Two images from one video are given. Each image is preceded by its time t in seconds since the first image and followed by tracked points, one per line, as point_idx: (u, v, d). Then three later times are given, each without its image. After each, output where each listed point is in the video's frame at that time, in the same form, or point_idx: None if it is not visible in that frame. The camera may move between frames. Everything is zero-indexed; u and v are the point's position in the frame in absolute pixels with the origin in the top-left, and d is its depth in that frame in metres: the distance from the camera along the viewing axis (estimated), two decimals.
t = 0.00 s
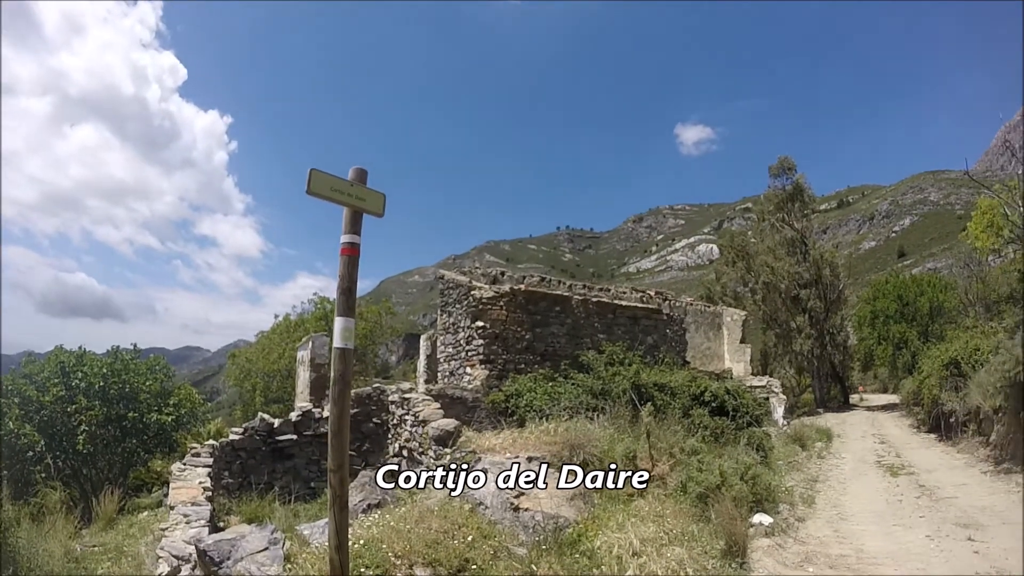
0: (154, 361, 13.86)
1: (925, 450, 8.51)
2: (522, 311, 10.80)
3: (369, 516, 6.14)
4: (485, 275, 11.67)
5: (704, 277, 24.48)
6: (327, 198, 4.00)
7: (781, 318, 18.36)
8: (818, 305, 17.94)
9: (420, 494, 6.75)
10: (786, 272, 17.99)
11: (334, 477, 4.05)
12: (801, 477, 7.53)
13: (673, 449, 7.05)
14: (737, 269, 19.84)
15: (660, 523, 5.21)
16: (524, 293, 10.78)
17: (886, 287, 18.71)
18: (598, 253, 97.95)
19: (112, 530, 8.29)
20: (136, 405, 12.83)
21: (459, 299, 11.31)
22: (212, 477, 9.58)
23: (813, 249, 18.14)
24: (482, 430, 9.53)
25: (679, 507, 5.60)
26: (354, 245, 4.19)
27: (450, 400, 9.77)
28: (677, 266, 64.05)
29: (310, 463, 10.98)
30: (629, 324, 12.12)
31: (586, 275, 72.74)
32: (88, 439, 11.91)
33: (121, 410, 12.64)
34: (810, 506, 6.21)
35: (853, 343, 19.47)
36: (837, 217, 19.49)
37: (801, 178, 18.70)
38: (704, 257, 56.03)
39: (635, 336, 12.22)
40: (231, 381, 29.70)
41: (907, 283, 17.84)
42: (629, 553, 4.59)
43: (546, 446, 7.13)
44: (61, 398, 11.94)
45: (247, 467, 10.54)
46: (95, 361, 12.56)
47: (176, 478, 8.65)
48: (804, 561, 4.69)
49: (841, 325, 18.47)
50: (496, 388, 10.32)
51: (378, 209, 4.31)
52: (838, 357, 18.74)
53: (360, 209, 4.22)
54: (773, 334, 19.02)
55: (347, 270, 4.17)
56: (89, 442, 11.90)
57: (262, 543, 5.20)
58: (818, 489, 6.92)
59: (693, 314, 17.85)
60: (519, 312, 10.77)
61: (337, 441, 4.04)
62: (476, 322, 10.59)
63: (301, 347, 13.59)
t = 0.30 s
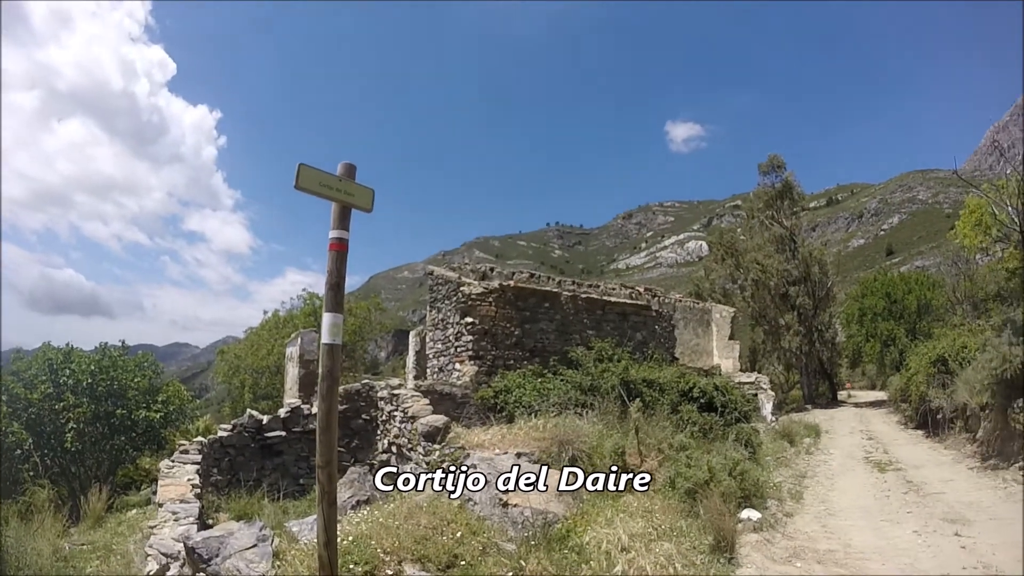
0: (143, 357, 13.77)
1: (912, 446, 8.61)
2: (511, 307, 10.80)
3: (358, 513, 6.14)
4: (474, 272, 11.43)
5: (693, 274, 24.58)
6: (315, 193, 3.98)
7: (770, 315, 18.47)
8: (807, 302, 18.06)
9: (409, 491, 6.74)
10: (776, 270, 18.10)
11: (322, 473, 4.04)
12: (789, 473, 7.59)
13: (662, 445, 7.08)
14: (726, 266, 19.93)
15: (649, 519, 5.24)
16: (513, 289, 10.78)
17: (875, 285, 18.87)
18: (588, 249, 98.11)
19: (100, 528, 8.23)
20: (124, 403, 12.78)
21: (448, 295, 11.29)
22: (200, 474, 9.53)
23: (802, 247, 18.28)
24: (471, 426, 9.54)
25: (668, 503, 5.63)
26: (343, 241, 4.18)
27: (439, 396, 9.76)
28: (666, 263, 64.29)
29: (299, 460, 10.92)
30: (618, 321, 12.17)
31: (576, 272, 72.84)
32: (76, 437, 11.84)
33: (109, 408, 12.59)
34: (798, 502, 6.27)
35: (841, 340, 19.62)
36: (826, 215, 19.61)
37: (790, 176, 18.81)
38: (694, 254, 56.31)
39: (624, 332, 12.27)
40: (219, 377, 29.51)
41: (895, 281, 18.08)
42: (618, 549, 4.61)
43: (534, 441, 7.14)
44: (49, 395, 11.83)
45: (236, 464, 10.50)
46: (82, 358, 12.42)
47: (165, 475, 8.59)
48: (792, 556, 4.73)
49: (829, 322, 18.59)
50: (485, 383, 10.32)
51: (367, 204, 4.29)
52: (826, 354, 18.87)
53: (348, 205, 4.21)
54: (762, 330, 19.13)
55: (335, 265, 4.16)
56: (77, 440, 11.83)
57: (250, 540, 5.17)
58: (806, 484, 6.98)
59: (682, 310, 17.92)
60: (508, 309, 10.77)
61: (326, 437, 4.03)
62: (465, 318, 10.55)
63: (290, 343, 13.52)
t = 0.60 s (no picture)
0: (127, 352, 13.69)
1: (895, 443, 8.72)
2: (496, 303, 10.81)
3: (343, 508, 6.12)
4: (459, 267, 11.45)
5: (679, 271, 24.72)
6: (300, 187, 3.96)
7: (755, 312, 18.61)
8: (791, 300, 18.22)
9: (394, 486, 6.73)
10: (761, 267, 18.27)
11: (306, 469, 4.03)
12: (773, 468, 7.67)
13: (647, 441, 7.13)
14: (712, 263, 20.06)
15: (634, 514, 5.27)
16: (499, 284, 10.78)
17: (860, 283, 19.10)
18: (576, 246, 98.33)
19: (84, 525, 8.14)
20: (108, 398, 12.76)
21: (434, 290, 11.26)
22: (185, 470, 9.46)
23: (787, 245, 18.48)
24: (457, 421, 9.54)
25: (653, 498, 5.66)
26: (327, 235, 4.15)
27: (424, 391, 9.73)
28: (653, 260, 64.60)
29: (284, 456, 10.87)
30: (604, 317, 12.21)
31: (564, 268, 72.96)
32: (60, 433, 11.76)
33: (93, 403, 12.54)
34: (782, 497, 6.33)
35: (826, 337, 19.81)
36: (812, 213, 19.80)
37: (776, 174, 18.96)
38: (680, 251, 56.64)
39: (610, 329, 12.33)
40: (204, 372, 29.26)
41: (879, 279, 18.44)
42: (603, 544, 4.63)
43: (520, 437, 7.15)
44: (32, 391, 11.59)
45: (220, 460, 10.44)
46: (65, 353, 12.20)
47: (148, 472, 8.51)
48: (776, 552, 4.78)
49: (814, 320, 18.77)
50: (471, 379, 10.31)
51: (352, 198, 4.27)
52: (810, 351, 19.06)
53: (333, 199, 4.18)
54: (747, 327, 19.28)
55: (319, 259, 4.14)
56: (61, 436, 11.74)
57: (235, 536, 5.14)
58: (789, 480, 7.06)
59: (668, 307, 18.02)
60: (494, 304, 10.78)
61: (309, 432, 4.02)
62: (451, 314, 10.52)
63: (274, 338, 13.43)
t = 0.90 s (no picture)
0: (118, 352, 13.58)
1: (886, 439, 8.79)
2: (487, 301, 10.81)
3: (334, 507, 6.10)
4: (450, 265, 11.46)
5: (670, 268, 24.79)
6: (289, 185, 3.94)
7: (746, 309, 18.69)
8: (782, 297, 18.31)
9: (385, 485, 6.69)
10: (752, 265, 18.34)
11: (297, 469, 4.02)
12: (764, 465, 7.71)
13: (638, 438, 7.16)
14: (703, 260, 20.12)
15: (626, 511, 5.29)
16: (489, 282, 10.79)
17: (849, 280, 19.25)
18: (567, 243, 98.48)
19: (75, 527, 8.08)
20: (98, 399, 12.72)
21: (425, 288, 11.25)
22: (176, 471, 9.40)
23: (777, 243, 18.58)
24: (448, 420, 9.53)
25: (645, 495, 5.67)
26: (317, 234, 4.14)
27: (416, 390, 9.71)
28: (644, 257, 64.81)
29: (275, 455, 10.84)
30: (595, 314, 12.25)
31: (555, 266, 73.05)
32: (51, 434, 11.62)
33: (84, 404, 12.47)
34: (773, 493, 6.37)
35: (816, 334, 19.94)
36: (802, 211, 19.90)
37: (767, 172, 19.04)
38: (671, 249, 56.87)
39: (601, 326, 12.36)
40: (194, 372, 29.12)
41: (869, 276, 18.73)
42: (594, 541, 4.64)
43: (511, 435, 7.15)
44: (22, 392, 11.33)
45: (212, 460, 10.39)
46: (55, 354, 11.94)
47: (140, 472, 8.46)
48: (768, 548, 4.81)
49: (804, 317, 18.88)
50: (462, 377, 10.31)
51: (342, 197, 4.26)
52: (801, 348, 19.17)
53: (323, 197, 4.17)
54: (738, 324, 19.38)
55: (309, 258, 4.12)
56: (52, 437, 11.61)
57: (227, 536, 5.12)
58: (780, 476, 7.10)
59: (659, 304, 18.07)
60: (484, 302, 10.78)
61: (300, 431, 4.01)
62: (442, 312, 10.51)
63: (265, 338, 13.37)
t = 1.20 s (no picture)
0: (107, 348, 13.53)
1: (874, 438, 8.86)
2: (478, 297, 10.80)
3: (323, 503, 6.09)
4: (441, 261, 11.44)
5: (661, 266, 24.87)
6: (279, 179, 3.92)
7: (736, 307, 18.78)
8: (773, 296, 18.39)
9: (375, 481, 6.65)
10: (744, 264, 18.34)
11: (285, 464, 4.02)
12: (753, 462, 7.76)
13: (628, 435, 7.19)
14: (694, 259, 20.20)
15: (615, 508, 5.31)
16: (480, 278, 10.79)
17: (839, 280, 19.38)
18: (559, 241, 98.59)
19: (63, 523, 8.03)
20: (86, 394, 12.73)
21: (415, 284, 11.23)
22: (165, 466, 9.35)
23: (768, 242, 18.66)
24: (438, 416, 9.53)
25: (634, 492, 5.69)
26: (307, 228, 4.12)
27: (406, 385, 9.68)
28: (635, 255, 64.97)
29: (265, 451, 10.81)
30: (585, 312, 12.28)
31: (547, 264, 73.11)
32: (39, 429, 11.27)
33: (72, 400, 12.44)
34: (762, 491, 6.42)
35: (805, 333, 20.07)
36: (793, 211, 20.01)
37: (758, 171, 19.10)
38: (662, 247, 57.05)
39: (592, 323, 12.39)
40: (183, 367, 28.97)
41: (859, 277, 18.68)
42: (584, 537, 4.66)
43: (501, 431, 7.15)
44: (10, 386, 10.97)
45: (201, 455, 10.33)
46: (44, 349, 11.70)
47: (128, 468, 8.41)
48: (757, 545, 4.84)
49: (794, 316, 18.98)
50: (452, 373, 10.30)
51: (332, 191, 4.24)
52: (791, 347, 19.28)
53: (313, 191, 4.15)
54: (728, 323, 19.47)
55: (299, 252, 4.11)
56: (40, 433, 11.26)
57: (215, 532, 5.10)
58: (768, 474, 7.14)
59: (650, 302, 18.13)
60: (475, 298, 10.77)
61: (289, 427, 4.00)
62: (432, 308, 10.50)
63: (255, 333, 13.31)
